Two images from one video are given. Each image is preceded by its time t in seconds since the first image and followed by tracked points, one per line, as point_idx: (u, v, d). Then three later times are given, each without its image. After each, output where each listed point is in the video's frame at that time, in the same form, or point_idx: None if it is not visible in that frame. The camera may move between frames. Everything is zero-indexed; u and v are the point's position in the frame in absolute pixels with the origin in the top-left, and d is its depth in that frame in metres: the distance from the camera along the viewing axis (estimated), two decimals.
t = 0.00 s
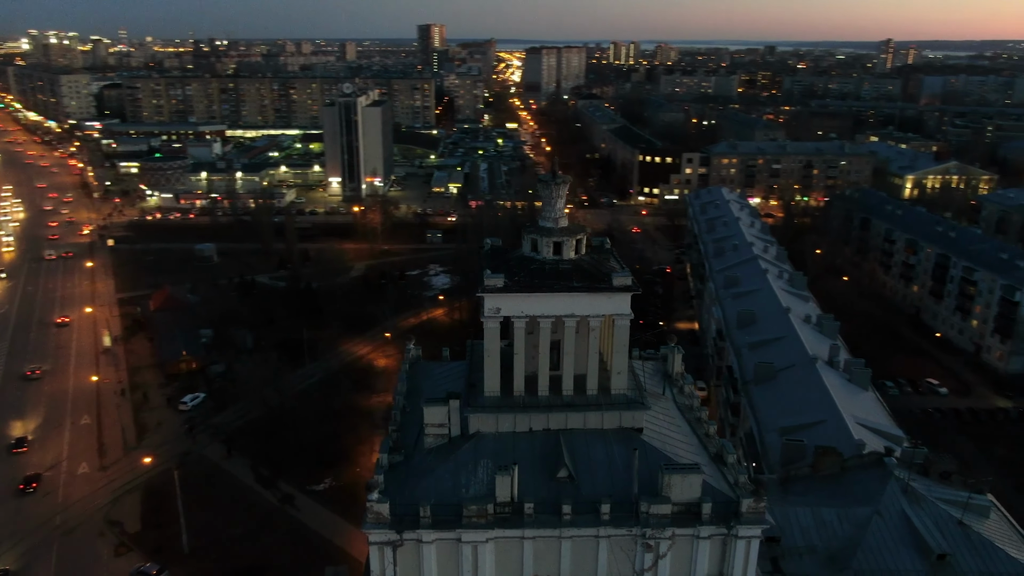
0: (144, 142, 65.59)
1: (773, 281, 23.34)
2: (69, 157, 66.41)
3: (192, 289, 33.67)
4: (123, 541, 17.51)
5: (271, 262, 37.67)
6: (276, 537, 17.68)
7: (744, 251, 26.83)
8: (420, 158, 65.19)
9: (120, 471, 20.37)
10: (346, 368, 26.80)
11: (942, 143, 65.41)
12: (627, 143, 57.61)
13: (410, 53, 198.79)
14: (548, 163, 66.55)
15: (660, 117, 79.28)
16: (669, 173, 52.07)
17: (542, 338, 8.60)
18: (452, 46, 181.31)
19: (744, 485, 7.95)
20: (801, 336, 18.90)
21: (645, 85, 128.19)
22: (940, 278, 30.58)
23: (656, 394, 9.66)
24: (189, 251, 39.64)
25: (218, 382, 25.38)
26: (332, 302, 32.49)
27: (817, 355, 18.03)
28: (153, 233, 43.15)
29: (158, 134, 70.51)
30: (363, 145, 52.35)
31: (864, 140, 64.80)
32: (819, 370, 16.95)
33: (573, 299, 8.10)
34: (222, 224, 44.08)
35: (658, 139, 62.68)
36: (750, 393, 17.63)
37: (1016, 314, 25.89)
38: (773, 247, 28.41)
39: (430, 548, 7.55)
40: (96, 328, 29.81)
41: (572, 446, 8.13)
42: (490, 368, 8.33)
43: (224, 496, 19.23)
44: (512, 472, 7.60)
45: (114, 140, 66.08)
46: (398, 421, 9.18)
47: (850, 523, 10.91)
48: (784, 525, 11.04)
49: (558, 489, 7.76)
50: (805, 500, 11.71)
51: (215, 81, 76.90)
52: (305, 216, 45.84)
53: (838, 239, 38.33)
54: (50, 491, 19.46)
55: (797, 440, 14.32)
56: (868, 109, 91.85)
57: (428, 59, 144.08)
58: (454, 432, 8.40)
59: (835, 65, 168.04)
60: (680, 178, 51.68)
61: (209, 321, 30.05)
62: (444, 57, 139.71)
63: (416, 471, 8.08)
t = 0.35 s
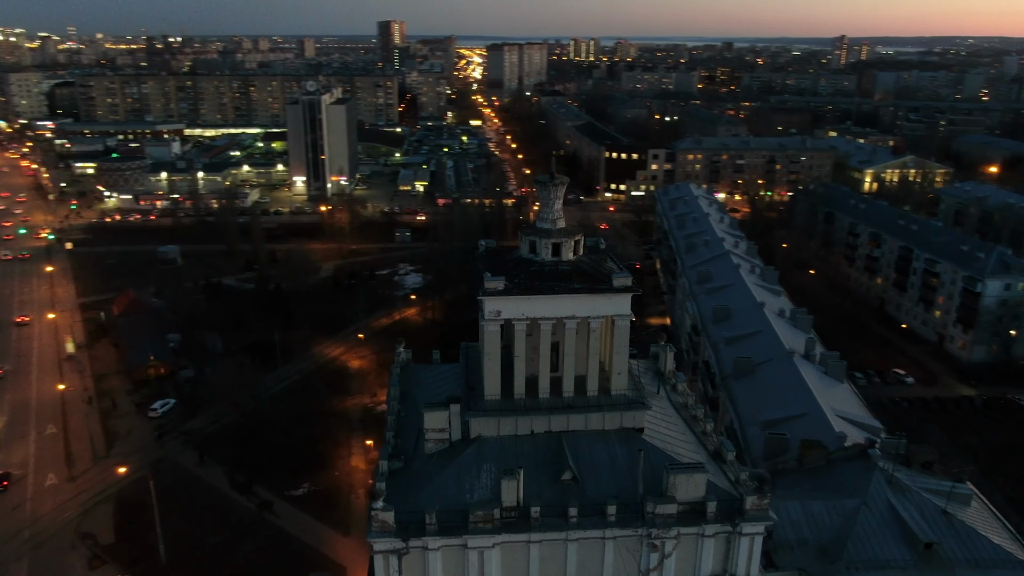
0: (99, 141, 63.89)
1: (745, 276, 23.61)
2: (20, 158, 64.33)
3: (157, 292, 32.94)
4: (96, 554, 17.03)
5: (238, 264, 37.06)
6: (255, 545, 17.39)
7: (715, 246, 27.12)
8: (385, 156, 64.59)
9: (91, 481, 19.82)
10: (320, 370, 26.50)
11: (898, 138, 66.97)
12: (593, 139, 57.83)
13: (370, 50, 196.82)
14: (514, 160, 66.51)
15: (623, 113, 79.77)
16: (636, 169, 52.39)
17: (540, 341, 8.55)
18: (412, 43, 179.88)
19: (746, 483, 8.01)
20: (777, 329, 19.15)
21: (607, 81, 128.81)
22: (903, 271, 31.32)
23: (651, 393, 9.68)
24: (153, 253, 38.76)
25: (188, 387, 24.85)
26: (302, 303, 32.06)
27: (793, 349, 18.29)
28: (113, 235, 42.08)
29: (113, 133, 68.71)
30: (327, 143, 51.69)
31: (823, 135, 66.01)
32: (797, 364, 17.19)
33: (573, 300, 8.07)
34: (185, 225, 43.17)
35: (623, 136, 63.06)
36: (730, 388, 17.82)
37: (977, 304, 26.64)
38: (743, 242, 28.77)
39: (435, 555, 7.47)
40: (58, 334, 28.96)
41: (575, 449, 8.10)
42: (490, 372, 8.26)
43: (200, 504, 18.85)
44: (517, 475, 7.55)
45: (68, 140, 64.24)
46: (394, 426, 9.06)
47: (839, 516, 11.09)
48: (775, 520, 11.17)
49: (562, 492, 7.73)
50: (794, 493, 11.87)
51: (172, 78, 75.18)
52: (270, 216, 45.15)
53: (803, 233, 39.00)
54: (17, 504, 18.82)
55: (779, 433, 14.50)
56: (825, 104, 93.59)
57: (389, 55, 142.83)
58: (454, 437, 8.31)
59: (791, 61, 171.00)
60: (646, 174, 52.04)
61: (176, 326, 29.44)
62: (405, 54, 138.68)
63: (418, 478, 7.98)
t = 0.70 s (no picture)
0: (56, 141, 62.21)
1: (721, 272, 23.82)
2: None
3: (123, 295, 32.21)
4: (72, 566, 16.59)
5: (205, 265, 36.45)
6: (236, 551, 17.12)
7: (689, 242, 27.32)
8: (352, 154, 63.91)
9: (62, 491, 19.28)
10: (295, 372, 26.16)
11: (860, 133, 68.23)
12: (561, 136, 57.89)
13: (332, 46, 194.64)
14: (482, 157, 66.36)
15: (590, 110, 80.04)
16: (604, 165, 52.63)
17: (539, 342, 8.52)
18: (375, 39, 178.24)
19: (748, 480, 8.07)
20: (755, 325, 19.36)
21: (572, 77, 129.10)
22: (870, 264, 31.88)
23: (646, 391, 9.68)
24: (117, 256, 37.91)
25: (160, 392, 24.34)
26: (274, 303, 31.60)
27: (772, 343, 18.52)
28: (75, 237, 41.05)
29: (70, 132, 66.96)
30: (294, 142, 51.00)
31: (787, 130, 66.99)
32: (776, 358, 17.41)
33: (574, 301, 8.05)
34: (150, 227, 42.34)
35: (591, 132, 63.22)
36: (711, 384, 17.98)
37: (944, 296, 27.23)
38: (716, 238, 29.06)
39: (441, 561, 7.39)
40: (21, 340, 28.14)
41: (577, 450, 8.08)
42: (490, 374, 8.20)
43: (178, 512, 18.49)
44: (523, 478, 7.51)
45: (23, 139, 62.44)
46: (392, 431, 8.95)
47: (828, 508, 11.24)
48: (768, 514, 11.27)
49: (567, 494, 7.72)
50: (783, 486, 12.01)
51: (131, 76, 73.49)
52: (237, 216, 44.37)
53: (771, 228, 39.50)
54: None
55: (763, 427, 14.67)
56: (788, 100, 94.99)
57: (352, 52, 141.41)
58: (455, 440, 8.24)
59: (752, 57, 173.29)
60: (615, 170, 52.28)
61: (145, 329, 28.81)
62: (369, 50, 137.39)
63: (421, 484, 7.91)
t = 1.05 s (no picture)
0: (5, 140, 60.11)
1: (694, 266, 24.02)
2: None
3: (84, 299, 31.31)
4: None
5: (169, 266, 35.64)
6: (214, 560, 16.79)
7: (661, 236, 27.51)
8: (314, 151, 63.03)
9: (32, 502, 18.73)
10: (266, 374, 25.72)
11: (817, 127, 69.46)
12: (526, 131, 57.85)
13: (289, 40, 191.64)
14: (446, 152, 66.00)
15: (553, 105, 80.13)
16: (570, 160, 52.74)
17: (539, 342, 8.46)
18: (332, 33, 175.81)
19: (749, 476, 8.13)
20: (731, 318, 19.57)
21: (533, 71, 129.04)
22: (835, 255, 32.47)
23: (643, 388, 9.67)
24: (75, 258, 36.83)
25: (128, 398, 23.74)
26: (242, 304, 31.03)
27: (748, 337, 18.73)
28: (30, 240, 39.77)
29: (19, 130, 64.80)
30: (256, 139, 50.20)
31: (747, 124, 67.89)
32: (754, 351, 17.61)
33: (576, 298, 7.98)
34: (109, 228, 41.22)
35: (555, 127, 63.27)
36: (690, 379, 18.11)
37: (907, 286, 27.86)
38: (687, 232, 29.32)
39: (449, 568, 7.31)
40: None
41: (581, 450, 8.07)
42: (491, 377, 8.11)
43: (153, 520, 18.08)
44: (529, 481, 7.46)
45: None
46: (391, 435, 8.86)
47: (817, 499, 11.39)
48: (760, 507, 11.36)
49: (573, 495, 7.71)
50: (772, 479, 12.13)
51: (82, 72, 71.35)
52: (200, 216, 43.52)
53: (737, 221, 40.01)
54: None
55: (746, 420, 14.82)
56: (746, 93, 96.31)
57: (310, 47, 139.32)
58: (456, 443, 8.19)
59: (709, 52, 175.40)
60: (581, 165, 52.45)
61: (109, 333, 28.07)
62: (327, 45, 135.54)
63: (425, 490, 7.80)
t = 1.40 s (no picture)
0: None
1: (672, 262, 24.12)
2: None
3: (51, 303, 30.48)
4: None
5: (137, 268, 34.85)
6: (197, 568, 16.48)
7: (638, 232, 27.59)
8: (282, 148, 62.13)
9: (6, 512, 18.20)
10: (242, 376, 25.31)
11: (784, 121, 70.25)
12: (497, 127, 57.70)
13: (252, 35, 188.62)
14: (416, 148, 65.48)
15: (522, 100, 79.96)
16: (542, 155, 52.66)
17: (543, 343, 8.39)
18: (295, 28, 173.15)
19: (752, 473, 8.19)
20: (712, 313, 19.70)
21: (500, 66, 128.60)
22: (807, 248, 32.92)
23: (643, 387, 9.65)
24: (39, 261, 35.82)
25: (101, 403, 23.21)
26: (215, 305, 30.53)
27: (730, 332, 18.86)
28: None
29: None
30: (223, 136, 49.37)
31: (716, 118, 68.44)
32: (737, 346, 17.75)
33: (580, 298, 7.94)
34: (73, 228, 40.15)
35: (525, 123, 63.15)
36: (675, 374, 18.18)
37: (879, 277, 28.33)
38: (662, 227, 29.46)
39: (460, 574, 7.24)
40: None
41: (586, 450, 8.06)
42: (496, 379, 8.03)
43: (132, 529, 17.67)
44: (539, 484, 7.40)
45: None
46: (392, 440, 8.74)
47: (809, 492, 11.48)
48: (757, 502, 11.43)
49: (582, 496, 7.68)
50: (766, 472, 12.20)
51: (40, 69, 69.33)
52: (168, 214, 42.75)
53: (709, 214, 40.36)
54: None
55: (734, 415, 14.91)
56: (713, 87, 97.09)
57: (274, 42, 137.15)
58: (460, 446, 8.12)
59: (674, 46, 176.41)
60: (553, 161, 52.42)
61: (78, 337, 27.39)
62: (291, 41, 133.55)
63: (432, 496, 7.71)
